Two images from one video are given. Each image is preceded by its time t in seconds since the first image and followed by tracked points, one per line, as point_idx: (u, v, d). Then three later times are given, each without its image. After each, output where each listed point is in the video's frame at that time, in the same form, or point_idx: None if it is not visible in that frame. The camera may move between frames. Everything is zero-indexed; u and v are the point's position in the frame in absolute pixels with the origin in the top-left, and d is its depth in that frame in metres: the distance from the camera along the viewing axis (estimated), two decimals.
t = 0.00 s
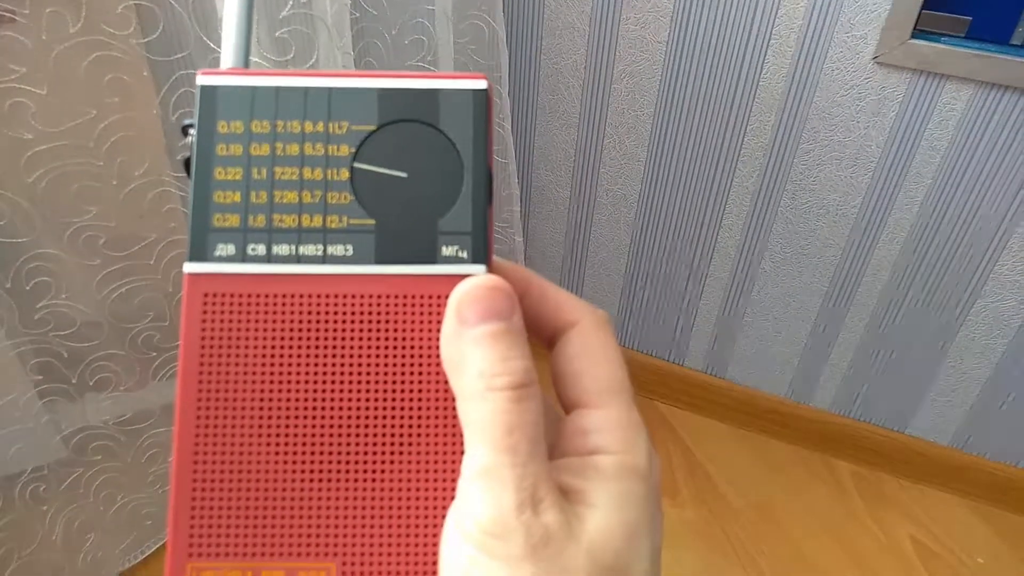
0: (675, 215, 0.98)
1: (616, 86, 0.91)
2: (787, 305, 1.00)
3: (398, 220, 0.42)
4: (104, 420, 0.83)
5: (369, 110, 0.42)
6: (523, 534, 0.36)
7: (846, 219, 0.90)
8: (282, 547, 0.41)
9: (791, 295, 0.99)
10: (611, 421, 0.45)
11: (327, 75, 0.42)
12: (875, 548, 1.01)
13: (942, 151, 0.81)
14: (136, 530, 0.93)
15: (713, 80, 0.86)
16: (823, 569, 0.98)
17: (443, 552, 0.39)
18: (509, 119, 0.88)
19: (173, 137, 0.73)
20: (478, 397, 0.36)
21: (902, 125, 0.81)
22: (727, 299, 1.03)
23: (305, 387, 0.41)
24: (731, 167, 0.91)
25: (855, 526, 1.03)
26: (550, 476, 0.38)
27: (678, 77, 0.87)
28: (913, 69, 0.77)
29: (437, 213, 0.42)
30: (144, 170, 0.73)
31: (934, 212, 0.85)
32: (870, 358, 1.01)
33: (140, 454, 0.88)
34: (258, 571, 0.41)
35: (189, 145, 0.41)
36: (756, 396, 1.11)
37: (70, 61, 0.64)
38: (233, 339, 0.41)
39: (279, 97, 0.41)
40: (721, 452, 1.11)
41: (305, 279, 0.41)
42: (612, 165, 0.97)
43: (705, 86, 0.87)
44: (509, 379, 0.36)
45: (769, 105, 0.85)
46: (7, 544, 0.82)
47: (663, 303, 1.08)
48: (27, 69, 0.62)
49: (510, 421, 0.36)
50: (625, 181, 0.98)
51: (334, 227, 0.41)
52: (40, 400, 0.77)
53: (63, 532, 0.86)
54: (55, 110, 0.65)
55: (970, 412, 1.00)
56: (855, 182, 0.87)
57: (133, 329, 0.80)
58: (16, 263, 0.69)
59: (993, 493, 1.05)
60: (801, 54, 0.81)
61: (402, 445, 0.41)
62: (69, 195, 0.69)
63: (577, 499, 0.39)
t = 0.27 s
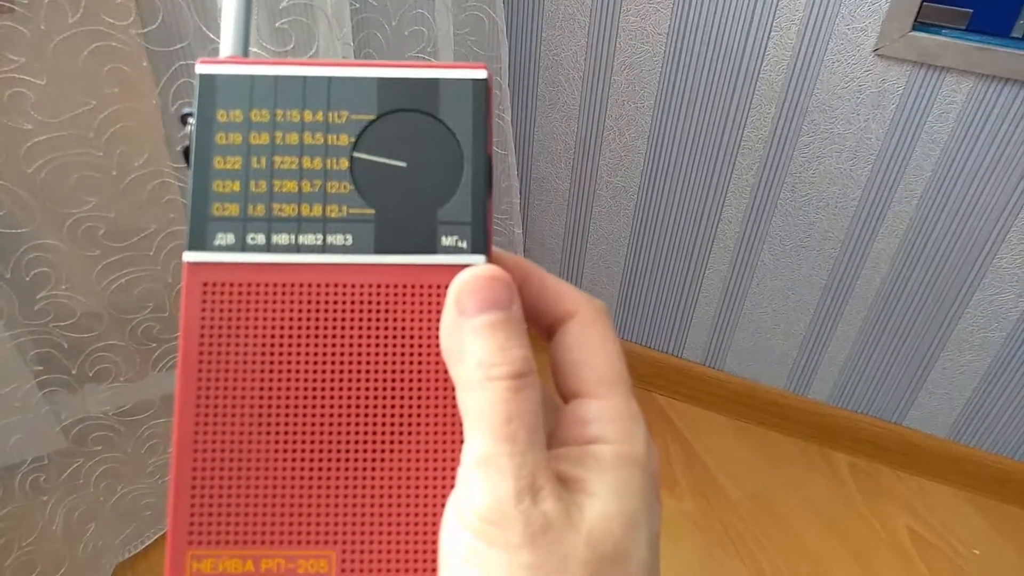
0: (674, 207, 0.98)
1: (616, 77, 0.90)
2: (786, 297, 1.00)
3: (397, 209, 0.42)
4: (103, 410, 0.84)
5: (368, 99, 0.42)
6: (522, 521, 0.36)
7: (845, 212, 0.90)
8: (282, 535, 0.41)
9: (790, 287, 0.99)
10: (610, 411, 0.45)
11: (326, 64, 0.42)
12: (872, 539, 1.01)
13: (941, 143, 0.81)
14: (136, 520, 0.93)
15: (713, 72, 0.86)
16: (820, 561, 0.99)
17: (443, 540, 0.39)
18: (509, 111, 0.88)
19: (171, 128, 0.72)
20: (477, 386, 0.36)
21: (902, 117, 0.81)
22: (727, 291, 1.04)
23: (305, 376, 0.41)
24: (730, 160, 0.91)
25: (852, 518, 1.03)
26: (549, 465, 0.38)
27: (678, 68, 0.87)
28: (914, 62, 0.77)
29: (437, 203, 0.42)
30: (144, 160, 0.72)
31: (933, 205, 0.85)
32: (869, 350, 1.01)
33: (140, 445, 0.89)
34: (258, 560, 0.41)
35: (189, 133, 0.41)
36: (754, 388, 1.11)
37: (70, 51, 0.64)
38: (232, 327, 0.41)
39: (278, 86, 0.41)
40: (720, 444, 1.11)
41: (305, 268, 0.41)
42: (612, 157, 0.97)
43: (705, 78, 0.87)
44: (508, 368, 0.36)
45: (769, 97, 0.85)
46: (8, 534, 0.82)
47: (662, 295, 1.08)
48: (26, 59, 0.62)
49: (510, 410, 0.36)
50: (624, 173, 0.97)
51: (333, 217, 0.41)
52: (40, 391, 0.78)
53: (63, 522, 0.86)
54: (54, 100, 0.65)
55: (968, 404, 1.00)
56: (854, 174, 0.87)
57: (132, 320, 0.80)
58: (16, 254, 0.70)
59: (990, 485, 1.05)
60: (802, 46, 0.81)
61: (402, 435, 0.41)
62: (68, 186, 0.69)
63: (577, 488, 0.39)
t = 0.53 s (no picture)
0: (671, 198, 0.98)
1: (613, 69, 0.90)
2: (782, 289, 1.01)
3: (393, 199, 0.42)
4: (100, 404, 0.84)
5: (364, 88, 0.41)
6: (518, 509, 0.36)
7: (841, 203, 0.90)
8: (278, 525, 0.41)
9: (787, 279, 0.99)
10: (606, 399, 0.45)
11: (322, 53, 0.41)
12: (867, 530, 1.02)
13: (937, 134, 0.81)
14: (134, 515, 0.93)
15: (710, 63, 0.86)
16: (816, 552, 0.99)
17: (438, 529, 0.40)
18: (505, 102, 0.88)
19: (167, 121, 0.72)
20: (473, 375, 0.37)
21: (898, 108, 0.81)
22: (723, 283, 1.04)
23: (301, 366, 0.41)
24: (727, 152, 0.91)
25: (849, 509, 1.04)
26: (545, 454, 0.38)
27: (675, 60, 0.87)
28: (910, 52, 0.77)
29: (432, 193, 0.42)
30: (139, 152, 0.72)
31: (929, 196, 0.85)
32: (865, 341, 1.01)
33: (136, 440, 0.89)
34: (255, 549, 0.41)
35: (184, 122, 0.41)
36: (751, 379, 1.12)
37: (64, 44, 0.63)
38: (227, 317, 0.41)
39: (273, 75, 0.41)
40: (717, 436, 1.11)
41: (300, 258, 0.41)
42: (608, 149, 0.97)
43: (701, 69, 0.86)
44: (503, 357, 0.36)
45: (765, 88, 0.85)
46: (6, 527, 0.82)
47: (659, 288, 1.08)
48: (21, 52, 0.62)
49: (505, 398, 0.36)
50: (621, 164, 0.97)
51: (329, 206, 0.41)
52: (36, 386, 0.78)
53: (60, 517, 0.85)
54: (48, 93, 0.65)
55: (963, 395, 1.00)
56: (850, 165, 0.87)
57: (128, 314, 0.80)
58: (11, 249, 0.70)
59: (985, 475, 1.06)
60: (798, 37, 0.81)
61: (398, 424, 0.42)
62: (63, 179, 0.69)
63: (572, 476, 0.39)
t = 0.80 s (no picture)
0: (678, 185, 0.97)
1: (619, 55, 0.90)
2: (790, 276, 1.00)
3: (398, 181, 0.42)
4: (108, 392, 0.84)
5: (368, 70, 0.41)
6: (524, 490, 0.36)
7: (849, 190, 0.89)
8: (285, 506, 0.41)
9: (794, 267, 0.99)
10: (611, 381, 0.45)
11: (326, 34, 0.41)
12: (877, 519, 1.01)
13: (946, 120, 0.81)
14: (142, 503, 0.93)
15: (716, 50, 0.85)
16: (824, 540, 0.99)
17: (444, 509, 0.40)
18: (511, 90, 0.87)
19: (172, 109, 0.72)
20: (479, 357, 0.37)
21: (907, 94, 0.81)
22: (730, 270, 1.03)
23: (306, 348, 0.41)
24: (733, 139, 0.90)
25: (858, 497, 1.03)
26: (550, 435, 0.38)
27: (682, 46, 0.86)
28: (919, 37, 0.76)
29: (438, 175, 0.42)
30: (144, 142, 0.72)
31: (937, 182, 0.85)
32: (872, 329, 1.01)
33: (145, 427, 0.89)
34: (263, 531, 0.41)
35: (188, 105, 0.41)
36: (758, 367, 1.11)
37: (69, 32, 0.63)
38: (232, 300, 0.41)
39: (277, 57, 0.41)
40: (724, 424, 1.11)
41: (304, 241, 0.41)
42: (614, 136, 0.96)
43: (708, 56, 0.86)
44: (509, 339, 0.36)
45: (773, 74, 0.84)
46: (14, 517, 0.82)
47: (665, 275, 1.08)
48: (26, 41, 0.62)
49: (511, 380, 0.36)
50: (627, 151, 0.97)
51: (333, 189, 0.41)
52: (44, 374, 0.78)
53: (70, 504, 0.86)
54: (54, 81, 0.64)
55: (971, 382, 1.00)
56: (858, 151, 0.86)
57: (136, 303, 0.80)
58: (19, 239, 0.69)
59: (991, 462, 1.06)
60: (807, 23, 0.80)
61: (403, 408, 0.42)
62: (70, 168, 0.69)
63: (578, 457, 0.40)
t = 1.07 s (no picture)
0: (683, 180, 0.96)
1: (624, 49, 0.88)
2: (796, 274, 0.99)
3: (397, 175, 0.42)
4: (102, 393, 0.83)
5: (369, 63, 0.42)
6: (528, 492, 0.35)
7: (858, 187, 0.88)
8: (281, 507, 0.41)
9: (800, 265, 0.98)
10: (618, 381, 0.44)
11: (327, 25, 0.42)
12: (884, 520, 1.01)
13: (957, 116, 0.79)
14: (137, 504, 0.92)
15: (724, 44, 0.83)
16: (832, 542, 0.99)
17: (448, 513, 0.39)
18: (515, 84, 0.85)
19: (168, 101, 0.71)
20: (482, 356, 0.36)
21: (918, 89, 0.79)
22: (735, 268, 1.02)
23: (301, 347, 0.41)
24: (741, 134, 0.89)
25: (864, 497, 1.03)
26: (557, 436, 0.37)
27: (692, 38, 0.84)
28: (931, 30, 0.75)
29: (440, 168, 0.42)
30: (141, 134, 0.71)
31: (948, 180, 0.83)
32: (878, 328, 1.00)
33: (141, 426, 0.88)
34: (259, 532, 0.41)
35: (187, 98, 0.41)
36: (764, 366, 1.10)
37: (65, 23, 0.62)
38: (229, 298, 0.41)
39: (276, 48, 0.41)
40: (730, 424, 1.09)
41: (302, 236, 0.41)
42: (618, 132, 0.95)
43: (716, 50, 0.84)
44: (513, 337, 0.35)
45: (783, 68, 0.82)
46: (10, 517, 0.80)
47: (669, 273, 1.07)
48: (21, 33, 0.60)
49: (515, 379, 0.35)
50: (632, 147, 0.95)
51: (333, 182, 0.41)
52: (40, 372, 0.76)
53: (65, 504, 0.84)
54: (50, 74, 0.63)
55: (979, 381, 0.99)
56: (868, 146, 0.84)
57: (133, 299, 0.79)
58: (14, 234, 0.67)
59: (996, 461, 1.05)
60: (817, 16, 0.78)
61: (400, 407, 0.41)
62: (67, 162, 0.67)
63: (584, 459, 0.39)
